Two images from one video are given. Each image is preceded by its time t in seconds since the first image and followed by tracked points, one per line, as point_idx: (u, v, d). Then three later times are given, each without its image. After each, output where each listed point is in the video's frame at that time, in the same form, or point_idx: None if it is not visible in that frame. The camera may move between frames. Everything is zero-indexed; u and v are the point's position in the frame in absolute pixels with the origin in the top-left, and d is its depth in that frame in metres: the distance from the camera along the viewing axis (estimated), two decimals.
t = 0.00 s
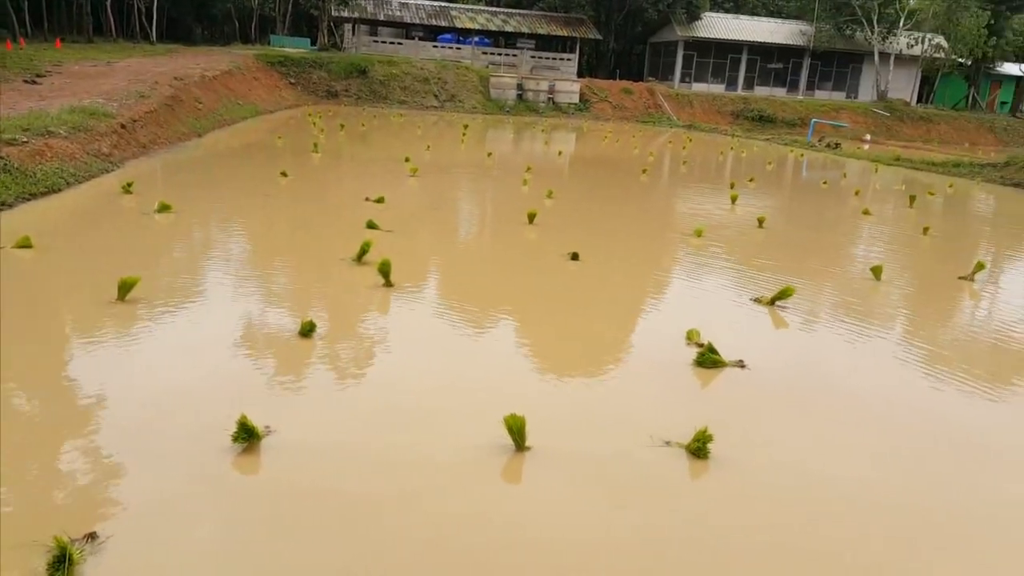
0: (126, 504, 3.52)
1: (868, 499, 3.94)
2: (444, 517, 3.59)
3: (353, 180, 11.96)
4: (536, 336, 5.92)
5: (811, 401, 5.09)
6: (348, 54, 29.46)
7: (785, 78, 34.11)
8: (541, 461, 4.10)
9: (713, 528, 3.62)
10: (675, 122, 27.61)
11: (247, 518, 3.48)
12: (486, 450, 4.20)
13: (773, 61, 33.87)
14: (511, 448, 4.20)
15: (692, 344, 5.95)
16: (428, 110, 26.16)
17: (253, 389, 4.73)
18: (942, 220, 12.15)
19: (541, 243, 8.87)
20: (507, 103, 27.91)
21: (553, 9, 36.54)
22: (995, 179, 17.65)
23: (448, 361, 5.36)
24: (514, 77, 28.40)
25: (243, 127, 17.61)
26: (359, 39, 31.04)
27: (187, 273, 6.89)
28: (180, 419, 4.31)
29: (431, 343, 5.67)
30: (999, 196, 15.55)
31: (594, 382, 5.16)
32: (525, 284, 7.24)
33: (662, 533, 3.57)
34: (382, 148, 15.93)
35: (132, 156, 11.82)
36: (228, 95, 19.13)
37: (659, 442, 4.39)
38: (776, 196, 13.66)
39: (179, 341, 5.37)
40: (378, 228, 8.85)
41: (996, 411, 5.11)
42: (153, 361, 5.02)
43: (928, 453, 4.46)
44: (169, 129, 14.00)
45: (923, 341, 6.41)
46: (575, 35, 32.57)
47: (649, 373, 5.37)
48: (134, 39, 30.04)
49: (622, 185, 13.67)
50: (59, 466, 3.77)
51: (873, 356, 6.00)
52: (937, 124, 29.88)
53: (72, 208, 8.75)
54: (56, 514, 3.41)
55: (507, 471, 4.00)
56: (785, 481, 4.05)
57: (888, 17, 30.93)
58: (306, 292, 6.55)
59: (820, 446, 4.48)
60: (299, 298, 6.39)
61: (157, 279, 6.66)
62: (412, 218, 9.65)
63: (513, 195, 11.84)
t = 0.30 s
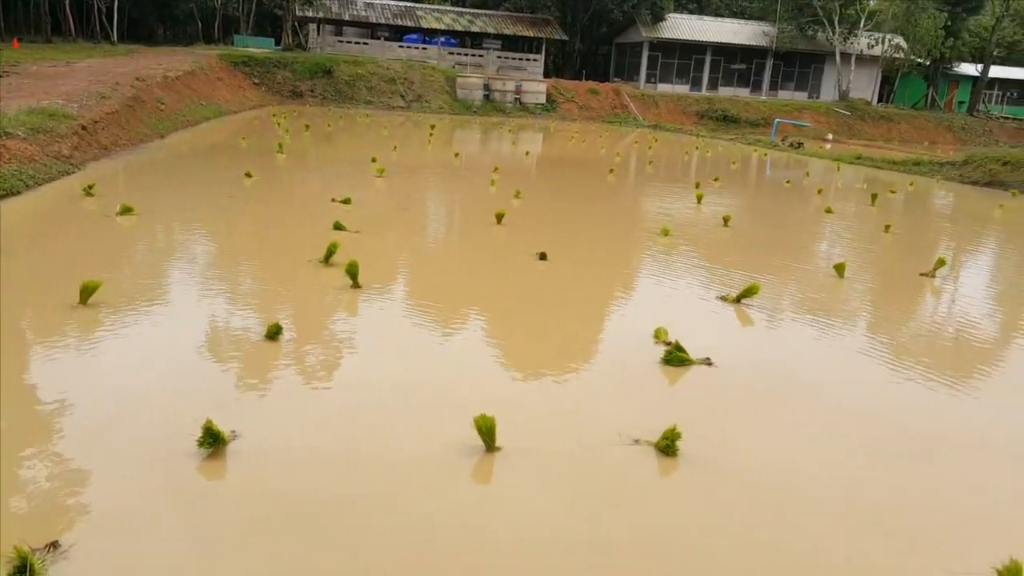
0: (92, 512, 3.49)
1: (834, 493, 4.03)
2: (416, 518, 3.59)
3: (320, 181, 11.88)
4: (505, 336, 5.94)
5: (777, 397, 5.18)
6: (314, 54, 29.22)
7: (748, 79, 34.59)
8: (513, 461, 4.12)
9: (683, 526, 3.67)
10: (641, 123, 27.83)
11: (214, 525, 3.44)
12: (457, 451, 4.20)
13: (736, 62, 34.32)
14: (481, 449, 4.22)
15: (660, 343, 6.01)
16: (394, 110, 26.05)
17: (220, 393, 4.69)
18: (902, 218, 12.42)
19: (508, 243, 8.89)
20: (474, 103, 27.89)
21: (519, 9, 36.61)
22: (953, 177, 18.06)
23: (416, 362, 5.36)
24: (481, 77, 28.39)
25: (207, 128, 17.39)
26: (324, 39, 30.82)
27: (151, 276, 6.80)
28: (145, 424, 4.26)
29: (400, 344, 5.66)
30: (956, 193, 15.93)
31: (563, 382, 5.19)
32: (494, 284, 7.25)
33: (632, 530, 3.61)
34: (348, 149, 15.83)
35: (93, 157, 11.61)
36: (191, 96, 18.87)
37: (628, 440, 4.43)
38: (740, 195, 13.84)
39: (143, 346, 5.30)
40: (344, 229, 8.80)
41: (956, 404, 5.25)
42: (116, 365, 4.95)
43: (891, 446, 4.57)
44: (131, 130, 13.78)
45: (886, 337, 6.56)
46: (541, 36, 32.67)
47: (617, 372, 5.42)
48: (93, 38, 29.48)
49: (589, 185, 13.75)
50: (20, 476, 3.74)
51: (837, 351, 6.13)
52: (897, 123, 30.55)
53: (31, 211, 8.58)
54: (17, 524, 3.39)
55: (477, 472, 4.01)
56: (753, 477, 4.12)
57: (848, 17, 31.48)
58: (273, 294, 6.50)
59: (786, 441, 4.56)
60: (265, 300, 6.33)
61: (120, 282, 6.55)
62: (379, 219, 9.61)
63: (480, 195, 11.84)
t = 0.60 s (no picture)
0: (55, 525, 3.46)
1: (801, 487, 4.07)
2: (385, 523, 3.55)
3: (287, 183, 11.75)
4: (475, 338, 5.92)
5: (747, 395, 5.22)
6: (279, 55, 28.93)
7: (713, 81, 34.98)
8: (485, 463, 4.10)
9: (656, 523, 3.68)
10: (608, 124, 27.99)
11: (178, 536, 3.38)
12: (426, 452, 4.17)
13: (701, 63, 34.68)
14: (452, 451, 4.19)
15: (629, 343, 6.03)
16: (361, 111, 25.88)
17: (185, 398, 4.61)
18: (864, 216, 12.63)
19: (478, 245, 8.86)
20: (441, 104, 27.82)
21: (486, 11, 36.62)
22: (914, 177, 18.42)
23: (385, 364, 5.31)
24: (448, 78, 28.33)
25: (171, 130, 17.13)
26: (289, 40, 30.53)
27: (114, 281, 6.65)
28: (110, 432, 4.18)
29: (368, 346, 5.61)
30: (917, 192, 16.25)
31: (532, 382, 5.18)
32: (464, 286, 7.21)
33: (602, 529, 3.61)
34: (314, 150, 15.68)
35: (53, 160, 11.37)
36: (154, 97, 18.58)
37: (597, 439, 4.43)
38: (707, 195, 13.97)
39: (107, 351, 5.20)
40: (312, 232, 8.70)
41: (920, 398, 5.33)
42: (79, 371, 4.85)
43: (858, 440, 4.63)
44: (92, 132, 13.52)
45: (850, 333, 6.66)
46: (508, 37, 32.69)
47: (586, 372, 5.43)
48: (52, 39, 28.90)
49: (557, 186, 13.78)
50: None
51: (803, 349, 6.20)
52: (859, 123, 31.11)
53: None
54: None
55: (448, 474, 3.99)
56: (724, 474, 4.15)
57: (811, 19, 31.97)
58: (240, 298, 6.40)
59: (755, 438, 4.60)
60: (232, 304, 6.23)
61: (83, 287, 6.41)
62: (347, 221, 9.53)
63: (449, 196, 11.81)
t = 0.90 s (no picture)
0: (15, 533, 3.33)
1: (776, 483, 4.07)
2: (357, 528, 3.48)
3: (254, 184, 11.58)
4: (445, 338, 5.86)
5: (717, 394, 5.22)
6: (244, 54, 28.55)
7: (680, 81, 35.26)
8: (457, 465, 4.04)
9: (632, 522, 3.65)
10: (577, 123, 28.06)
11: (142, 547, 3.29)
12: (396, 456, 4.10)
13: (669, 63, 34.99)
14: (423, 453, 4.12)
15: (599, 342, 6.01)
16: (328, 111, 25.65)
17: (150, 403, 4.50)
18: (831, 215, 12.76)
19: (447, 245, 8.79)
20: (410, 104, 27.65)
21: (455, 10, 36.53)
22: (880, 176, 18.68)
23: (353, 366, 5.23)
24: (416, 77, 28.19)
25: (135, 130, 16.82)
26: (254, 38, 30.15)
27: (75, 283, 6.49)
28: (72, 439, 4.07)
29: (337, 348, 5.52)
30: (883, 191, 16.47)
31: (502, 383, 5.13)
32: (433, 287, 7.14)
33: (577, 529, 3.57)
34: (280, 151, 15.47)
35: (11, 161, 11.08)
36: (116, 97, 18.23)
37: (569, 439, 4.39)
38: (676, 194, 14.06)
39: (69, 357, 5.05)
40: (279, 232, 8.57)
41: (889, 395, 5.38)
42: (38, 378, 4.70)
43: (831, 436, 4.65)
44: (52, 132, 13.21)
45: (817, 330, 6.72)
46: (477, 37, 32.61)
47: (555, 371, 5.40)
48: (9, 38, 28.20)
49: (527, 186, 13.76)
50: None
51: (773, 347, 6.23)
52: (825, 122, 31.53)
53: None
54: None
55: (419, 476, 3.92)
56: (698, 472, 4.15)
57: (776, 19, 32.33)
58: (205, 301, 6.26)
59: (728, 436, 4.60)
60: (197, 307, 6.10)
61: (43, 291, 6.24)
62: (314, 221, 9.40)
63: (418, 196, 11.73)
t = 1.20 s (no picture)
0: None
1: (748, 480, 4.12)
2: (330, 532, 3.45)
3: (222, 187, 11.45)
4: (417, 341, 5.83)
5: (689, 392, 5.27)
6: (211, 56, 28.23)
7: (648, 83, 35.56)
8: (431, 467, 4.02)
9: (608, 521, 3.67)
10: (547, 125, 28.16)
11: (113, 558, 3.24)
12: (369, 459, 4.08)
13: (637, 66, 35.25)
14: (396, 456, 4.10)
15: (572, 343, 6.03)
16: (297, 113, 25.46)
17: (118, 410, 4.43)
18: (798, 215, 12.95)
19: (419, 247, 8.76)
20: (380, 106, 27.54)
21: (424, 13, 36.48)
22: (845, 176, 19.01)
23: (325, 370, 5.19)
24: (386, 80, 28.09)
25: (100, 134, 16.55)
26: (222, 41, 29.84)
27: (40, 290, 6.36)
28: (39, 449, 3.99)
29: (308, 352, 5.48)
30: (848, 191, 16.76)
31: (475, 385, 5.12)
32: (405, 290, 7.10)
33: (549, 529, 3.58)
34: (248, 153, 15.32)
35: None
36: (81, 100, 17.93)
37: (543, 440, 4.40)
38: (646, 196, 14.17)
39: (34, 364, 4.95)
40: (248, 236, 8.48)
41: (857, 392, 5.47)
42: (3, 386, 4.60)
43: (799, 433, 4.72)
44: (14, 136, 12.97)
45: (785, 329, 6.81)
46: (447, 39, 32.56)
47: (527, 372, 5.41)
48: None
49: (498, 187, 13.78)
50: None
51: (744, 345, 6.30)
52: (791, 124, 32.00)
53: None
54: None
55: (393, 480, 3.89)
56: (671, 471, 4.18)
57: (742, 22, 32.75)
58: (173, 306, 6.17)
59: (698, 434, 4.64)
60: (165, 312, 6.02)
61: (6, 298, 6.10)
62: (284, 225, 9.32)
63: (388, 199, 11.68)
